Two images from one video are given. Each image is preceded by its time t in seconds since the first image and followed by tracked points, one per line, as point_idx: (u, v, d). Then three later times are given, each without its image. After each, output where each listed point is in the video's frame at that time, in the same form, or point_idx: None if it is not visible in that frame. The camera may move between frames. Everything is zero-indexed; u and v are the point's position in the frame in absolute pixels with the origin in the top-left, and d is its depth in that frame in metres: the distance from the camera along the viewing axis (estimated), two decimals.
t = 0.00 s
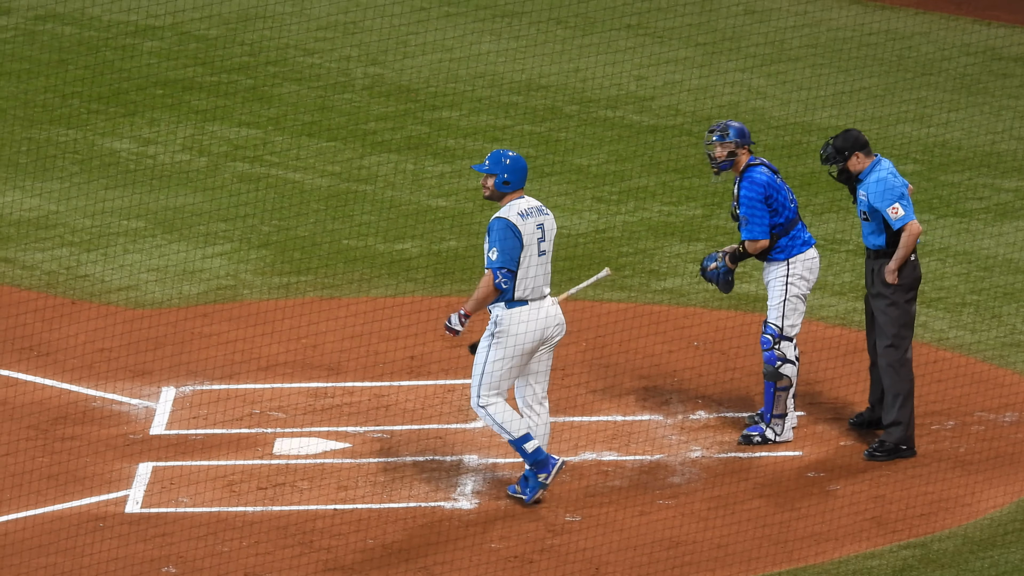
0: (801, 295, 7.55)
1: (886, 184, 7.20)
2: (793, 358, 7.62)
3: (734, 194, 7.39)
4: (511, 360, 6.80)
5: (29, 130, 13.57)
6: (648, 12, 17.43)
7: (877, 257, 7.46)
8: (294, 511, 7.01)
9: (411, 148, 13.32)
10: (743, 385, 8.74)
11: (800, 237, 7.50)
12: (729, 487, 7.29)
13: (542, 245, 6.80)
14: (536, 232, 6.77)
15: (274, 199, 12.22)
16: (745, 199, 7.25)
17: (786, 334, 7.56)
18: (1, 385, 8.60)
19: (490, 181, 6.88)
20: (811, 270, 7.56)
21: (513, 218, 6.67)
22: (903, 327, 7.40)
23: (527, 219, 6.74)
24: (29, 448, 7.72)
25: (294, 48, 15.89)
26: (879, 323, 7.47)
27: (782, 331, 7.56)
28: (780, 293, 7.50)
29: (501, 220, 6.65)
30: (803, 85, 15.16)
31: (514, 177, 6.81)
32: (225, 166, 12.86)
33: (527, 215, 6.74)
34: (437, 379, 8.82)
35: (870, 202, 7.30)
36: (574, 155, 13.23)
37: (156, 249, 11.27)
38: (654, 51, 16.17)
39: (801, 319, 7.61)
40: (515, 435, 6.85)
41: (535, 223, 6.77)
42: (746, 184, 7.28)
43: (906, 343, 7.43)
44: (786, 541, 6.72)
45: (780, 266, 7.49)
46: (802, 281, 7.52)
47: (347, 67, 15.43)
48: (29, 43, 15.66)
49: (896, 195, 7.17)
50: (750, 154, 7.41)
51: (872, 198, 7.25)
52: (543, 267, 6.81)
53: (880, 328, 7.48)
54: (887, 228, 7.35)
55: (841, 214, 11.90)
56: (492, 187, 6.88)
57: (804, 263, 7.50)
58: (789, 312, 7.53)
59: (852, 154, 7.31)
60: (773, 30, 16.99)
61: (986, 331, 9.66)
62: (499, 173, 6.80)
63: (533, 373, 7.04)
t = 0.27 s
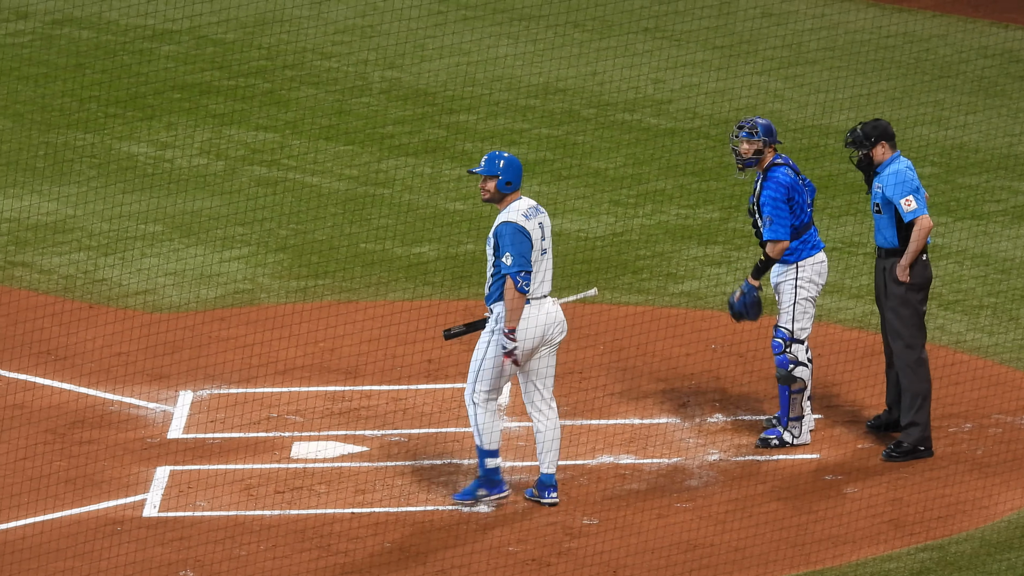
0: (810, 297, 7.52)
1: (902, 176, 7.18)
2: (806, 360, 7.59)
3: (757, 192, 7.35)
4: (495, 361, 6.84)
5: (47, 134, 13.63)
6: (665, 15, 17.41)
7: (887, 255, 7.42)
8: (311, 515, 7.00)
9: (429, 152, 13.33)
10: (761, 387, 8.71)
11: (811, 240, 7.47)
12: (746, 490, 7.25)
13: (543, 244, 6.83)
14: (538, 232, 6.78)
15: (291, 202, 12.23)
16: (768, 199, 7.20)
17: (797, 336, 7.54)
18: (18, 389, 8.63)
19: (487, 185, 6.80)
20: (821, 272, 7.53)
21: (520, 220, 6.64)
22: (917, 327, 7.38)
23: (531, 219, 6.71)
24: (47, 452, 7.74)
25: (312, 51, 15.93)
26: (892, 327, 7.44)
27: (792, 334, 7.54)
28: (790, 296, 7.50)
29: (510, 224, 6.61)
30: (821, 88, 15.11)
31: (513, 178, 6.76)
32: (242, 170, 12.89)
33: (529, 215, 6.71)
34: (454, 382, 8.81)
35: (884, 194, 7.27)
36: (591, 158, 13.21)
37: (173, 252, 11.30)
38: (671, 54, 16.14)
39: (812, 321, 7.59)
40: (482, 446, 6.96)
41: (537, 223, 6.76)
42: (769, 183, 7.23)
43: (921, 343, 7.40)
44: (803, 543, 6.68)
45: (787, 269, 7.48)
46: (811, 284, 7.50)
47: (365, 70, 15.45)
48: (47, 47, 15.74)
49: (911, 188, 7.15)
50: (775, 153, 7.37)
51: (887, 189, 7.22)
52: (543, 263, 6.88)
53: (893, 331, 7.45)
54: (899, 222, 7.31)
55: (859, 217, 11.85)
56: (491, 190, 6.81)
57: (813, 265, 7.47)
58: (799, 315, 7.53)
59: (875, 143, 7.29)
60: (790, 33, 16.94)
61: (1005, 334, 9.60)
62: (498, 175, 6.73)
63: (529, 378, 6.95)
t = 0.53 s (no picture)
0: (814, 299, 7.52)
1: (914, 176, 7.17)
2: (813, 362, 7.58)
3: (765, 192, 7.33)
4: (483, 364, 6.79)
5: (57, 134, 13.65)
6: (675, 15, 17.38)
7: (893, 255, 7.39)
8: (322, 514, 7.00)
9: (439, 152, 13.33)
10: (772, 387, 8.68)
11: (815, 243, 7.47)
12: (758, 489, 7.23)
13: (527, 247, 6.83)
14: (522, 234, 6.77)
15: (301, 203, 12.24)
16: (776, 198, 7.17)
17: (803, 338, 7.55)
18: (29, 389, 8.65)
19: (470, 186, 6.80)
20: (825, 275, 7.53)
21: (507, 221, 6.63)
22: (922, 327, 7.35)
23: (517, 221, 6.71)
24: (58, 452, 7.75)
25: (322, 52, 15.95)
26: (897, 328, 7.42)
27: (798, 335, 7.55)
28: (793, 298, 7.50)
29: (498, 227, 6.60)
30: (831, 88, 15.08)
31: (497, 178, 6.75)
32: (252, 170, 12.90)
33: (516, 217, 6.71)
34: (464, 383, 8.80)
35: (895, 192, 7.27)
36: (602, 158, 13.20)
37: (184, 252, 11.31)
38: (681, 54, 16.12)
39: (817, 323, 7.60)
40: (473, 454, 6.92)
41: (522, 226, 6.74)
42: (778, 182, 7.21)
43: (927, 342, 7.36)
44: (814, 543, 6.67)
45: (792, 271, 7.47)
46: (815, 285, 7.49)
47: (375, 70, 15.46)
48: (57, 47, 15.77)
49: (922, 188, 7.14)
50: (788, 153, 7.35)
51: (899, 187, 7.21)
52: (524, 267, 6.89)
53: (898, 332, 7.42)
54: (908, 222, 7.30)
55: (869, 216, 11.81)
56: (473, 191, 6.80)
57: (817, 267, 7.47)
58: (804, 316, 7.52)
59: (893, 141, 7.28)
60: (801, 32, 16.91)
61: (1015, 334, 9.57)
62: (481, 176, 6.73)
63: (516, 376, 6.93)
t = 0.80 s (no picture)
0: (825, 298, 7.50)
1: (930, 176, 7.14)
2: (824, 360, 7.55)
3: (778, 189, 7.30)
4: (479, 357, 6.81)
5: (70, 132, 13.69)
6: (688, 12, 17.34)
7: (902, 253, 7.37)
8: (335, 512, 7.01)
9: (452, 149, 13.33)
10: (784, 385, 8.66)
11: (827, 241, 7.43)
12: (770, 486, 7.22)
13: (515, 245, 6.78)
14: (512, 234, 6.74)
15: (314, 200, 12.25)
16: (789, 196, 7.13)
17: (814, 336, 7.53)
18: (42, 387, 8.67)
19: (463, 183, 6.84)
20: (837, 276, 7.52)
21: (488, 222, 6.63)
22: (933, 325, 7.32)
23: (503, 220, 6.70)
24: (70, 450, 7.77)
25: (335, 49, 15.96)
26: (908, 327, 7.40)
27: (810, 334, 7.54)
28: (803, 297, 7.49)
29: (476, 225, 6.60)
30: (845, 85, 15.03)
31: (489, 175, 6.78)
32: (265, 168, 12.92)
33: (502, 216, 6.71)
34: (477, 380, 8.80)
35: (908, 190, 7.24)
36: (615, 156, 13.18)
37: (197, 250, 11.33)
38: (694, 51, 16.09)
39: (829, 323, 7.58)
40: (481, 453, 6.89)
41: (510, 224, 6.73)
42: (792, 179, 7.17)
43: (938, 340, 7.33)
44: (827, 540, 6.65)
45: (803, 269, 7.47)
46: (826, 284, 7.47)
47: (388, 68, 15.47)
48: (70, 45, 15.82)
49: (936, 188, 7.10)
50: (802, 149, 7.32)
51: (913, 186, 7.18)
52: (513, 267, 6.82)
53: (909, 331, 7.39)
54: (920, 219, 7.28)
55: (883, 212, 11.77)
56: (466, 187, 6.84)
57: (828, 266, 7.46)
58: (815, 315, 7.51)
59: (913, 138, 7.24)
60: (814, 29, 16.86)
61: None
62: (473, 173, 6.75)
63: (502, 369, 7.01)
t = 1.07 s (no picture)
0: (835, 297, 7.48)
1: (938, 176, 7.12)
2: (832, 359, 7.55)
3: (790, 189, 7.28)
4: (480, 356, 6.80)
5: (77, 131, 13.70)
6: (696, 11, 17.32)
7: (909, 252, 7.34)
8: (342, 510, 7.01)
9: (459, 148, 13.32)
10: (792, 384, 8.64)
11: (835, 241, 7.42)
12: (778, 485, 7.20)
13: (512, 244, 6.79)
14: (507, 232, 6.74)
15: (322, 199, 12.25)
16: (803, 197, 7.12)
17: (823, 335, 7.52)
18: (49, 386, 8.68)
19: (462, 183, 6.85)
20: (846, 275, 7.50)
21: (482, 220, 6.66)
22: (941, 325, 7.30)
23: (499, 218, 6.72)
24: (78, 449, 7.78)
25: (343, 48, 15.96)
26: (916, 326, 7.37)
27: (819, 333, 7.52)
28: (813, 297, 7.47)
29: (470, 223, 6.64)
30: (853, 84, 15.00)
31: (485, 174, 6.79)
32: (273, 166, 12.92)
33: (498, 214, 6.73)
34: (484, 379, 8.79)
35: (913, 192, 7.23)
36: (623, 154, 13.16)
37: (204, 249, 11.34)
38: (702, 50, 16.07)
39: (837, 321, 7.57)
40: (489, 451, 6.87)
41: (506, 222, 6.74)
42: (806, 179, 7.16)
43: (945, 339, 7.31)
44: (835, 539, 6.63)
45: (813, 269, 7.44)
46: (836, 284, 7.45)
47: (396, 67, 15.47)
48: (78, 44, 15.85)
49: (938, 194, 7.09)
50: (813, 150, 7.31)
51: (918, 188, 7.16)
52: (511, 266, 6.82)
53: (917, 329, 7.36)
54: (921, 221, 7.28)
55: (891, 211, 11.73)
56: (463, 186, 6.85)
57: (838, 265, 7.43)
58: (825, 314, 7.50)
59: (924, 137, 7.22)
60: (822, 28, 16.82)
61: None
62: (470, 172, 6.77)
63: (509, 372, 6.97)
